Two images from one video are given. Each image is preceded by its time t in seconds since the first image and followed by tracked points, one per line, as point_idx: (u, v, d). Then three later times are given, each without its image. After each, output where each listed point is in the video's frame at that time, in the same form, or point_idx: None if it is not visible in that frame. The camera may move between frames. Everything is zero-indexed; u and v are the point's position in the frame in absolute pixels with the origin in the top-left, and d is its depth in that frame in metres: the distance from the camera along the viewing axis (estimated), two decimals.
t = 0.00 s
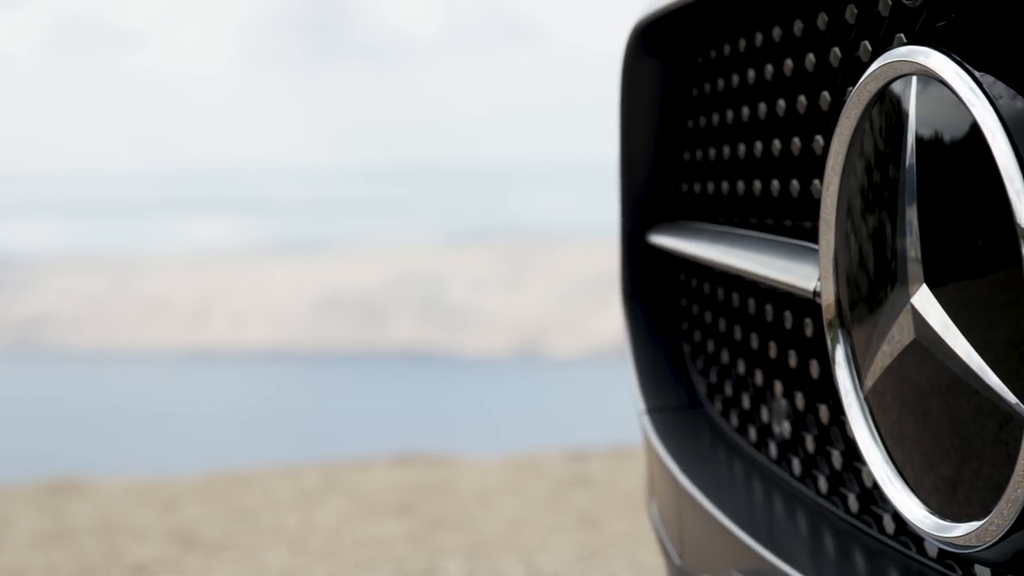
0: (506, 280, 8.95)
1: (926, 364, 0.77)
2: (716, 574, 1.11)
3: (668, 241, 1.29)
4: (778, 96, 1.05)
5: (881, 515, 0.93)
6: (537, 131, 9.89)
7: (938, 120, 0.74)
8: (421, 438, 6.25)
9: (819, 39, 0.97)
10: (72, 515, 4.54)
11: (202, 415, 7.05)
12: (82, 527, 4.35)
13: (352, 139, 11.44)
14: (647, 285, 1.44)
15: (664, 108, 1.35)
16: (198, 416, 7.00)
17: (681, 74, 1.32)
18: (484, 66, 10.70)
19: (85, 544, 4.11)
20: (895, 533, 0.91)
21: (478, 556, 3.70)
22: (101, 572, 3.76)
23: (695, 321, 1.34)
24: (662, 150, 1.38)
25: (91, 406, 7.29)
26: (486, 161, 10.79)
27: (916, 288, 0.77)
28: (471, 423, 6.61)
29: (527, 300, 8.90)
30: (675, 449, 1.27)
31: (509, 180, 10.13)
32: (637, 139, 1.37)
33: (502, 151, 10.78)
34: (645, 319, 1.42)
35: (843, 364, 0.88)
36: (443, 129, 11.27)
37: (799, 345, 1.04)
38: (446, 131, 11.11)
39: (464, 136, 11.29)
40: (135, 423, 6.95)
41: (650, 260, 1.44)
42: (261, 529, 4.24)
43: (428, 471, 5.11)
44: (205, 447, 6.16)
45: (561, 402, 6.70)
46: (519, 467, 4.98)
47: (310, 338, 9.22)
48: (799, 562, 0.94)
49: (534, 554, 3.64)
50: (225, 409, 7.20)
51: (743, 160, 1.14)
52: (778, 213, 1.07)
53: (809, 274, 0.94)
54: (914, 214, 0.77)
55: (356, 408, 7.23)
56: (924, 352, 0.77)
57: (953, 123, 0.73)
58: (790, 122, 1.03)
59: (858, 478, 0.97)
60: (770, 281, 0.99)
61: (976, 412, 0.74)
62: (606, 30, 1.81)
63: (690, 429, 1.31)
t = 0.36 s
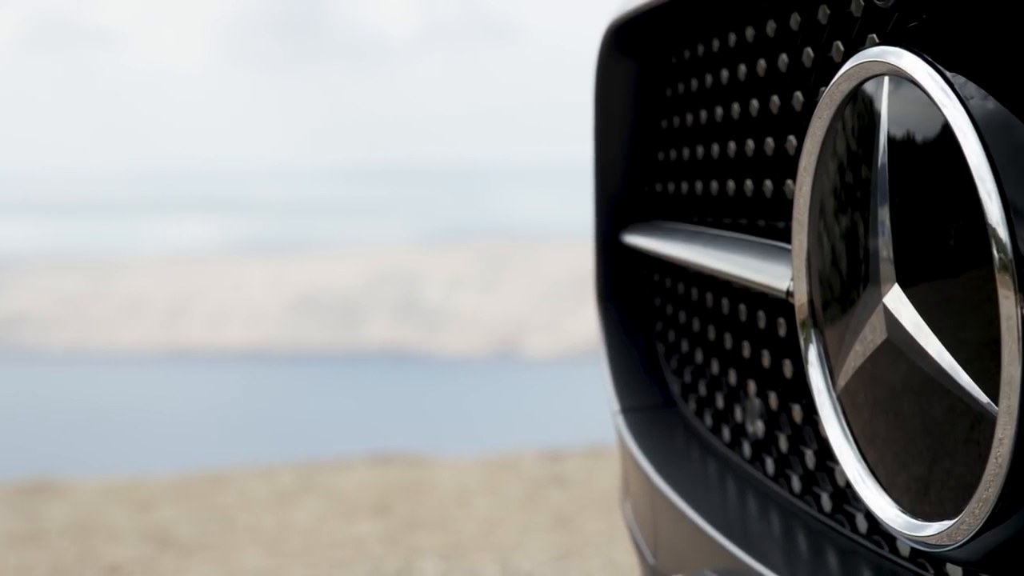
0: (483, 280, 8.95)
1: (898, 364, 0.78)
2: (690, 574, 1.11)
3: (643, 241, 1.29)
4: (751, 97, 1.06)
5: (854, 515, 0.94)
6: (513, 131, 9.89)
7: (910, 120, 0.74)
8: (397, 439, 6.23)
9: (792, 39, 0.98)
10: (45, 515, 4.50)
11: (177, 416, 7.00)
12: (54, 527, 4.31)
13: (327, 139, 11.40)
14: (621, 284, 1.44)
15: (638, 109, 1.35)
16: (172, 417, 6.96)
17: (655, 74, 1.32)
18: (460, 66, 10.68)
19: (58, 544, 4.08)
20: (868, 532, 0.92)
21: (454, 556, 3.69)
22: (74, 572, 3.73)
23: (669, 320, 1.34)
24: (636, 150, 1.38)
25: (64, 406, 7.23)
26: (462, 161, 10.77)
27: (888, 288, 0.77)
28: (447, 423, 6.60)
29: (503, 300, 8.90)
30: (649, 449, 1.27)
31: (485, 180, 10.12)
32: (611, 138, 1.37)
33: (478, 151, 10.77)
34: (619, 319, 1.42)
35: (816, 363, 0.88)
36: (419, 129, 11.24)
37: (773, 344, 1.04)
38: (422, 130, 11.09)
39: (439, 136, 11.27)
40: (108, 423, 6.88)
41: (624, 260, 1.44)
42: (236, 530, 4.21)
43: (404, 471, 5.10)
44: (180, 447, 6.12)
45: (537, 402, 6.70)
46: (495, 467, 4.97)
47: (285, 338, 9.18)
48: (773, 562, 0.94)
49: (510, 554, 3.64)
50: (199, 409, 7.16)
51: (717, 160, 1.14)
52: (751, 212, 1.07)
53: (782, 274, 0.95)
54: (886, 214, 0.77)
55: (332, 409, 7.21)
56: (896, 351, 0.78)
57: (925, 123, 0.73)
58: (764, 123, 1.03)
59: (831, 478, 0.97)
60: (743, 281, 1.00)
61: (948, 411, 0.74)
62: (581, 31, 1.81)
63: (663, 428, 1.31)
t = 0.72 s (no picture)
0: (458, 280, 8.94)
1: (870, 364, 0.78)
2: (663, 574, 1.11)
3: (616, 241, 1.29)
4: (723, 97, 1.06)
5: (826, 514, 0.94)
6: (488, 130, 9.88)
7: (881, 120, 0.74)
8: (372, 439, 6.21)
9: (763, 40, 0.98)
10: (15, 516, 4.45)
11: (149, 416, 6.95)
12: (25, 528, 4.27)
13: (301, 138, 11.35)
14: (595, 284, 1.44)
15: (611, 109, 1.35)
16: (144, 417, 6.91)
17: (628, 74, 1.32)
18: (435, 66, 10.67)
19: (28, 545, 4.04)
20: (840, 531, 0.92)
21: (429, 556, 3.68)
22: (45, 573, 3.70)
23: (642, 320, 1.34)
24: (610, 150, 1.38)
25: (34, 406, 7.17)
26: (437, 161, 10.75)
27: (859, 288, 0.77)
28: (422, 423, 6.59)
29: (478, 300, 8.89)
30: (622, 449, 1.27)
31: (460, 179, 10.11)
32: (585, 138, 1.37)
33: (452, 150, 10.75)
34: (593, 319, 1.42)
35: (787, 363, 0.88)
36: (394, 128, 11.21)
37: (745, 344, 1.04)
38: (396, 130, 11.06)
39: (414, 135, 11.24)
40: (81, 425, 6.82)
41: (598, 259, 1.44)
42: (210, 530, 4.18)
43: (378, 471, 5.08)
44: (152, 448, 6.08)
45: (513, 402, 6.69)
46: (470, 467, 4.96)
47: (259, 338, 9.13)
48: (745, 562, 0.94)
49: (484, 554, 3.63)
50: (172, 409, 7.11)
51: (690, 160, 1.14)
52: (723, 213, 1.07)
53: (754, 274, 0.95)
54: (857, 214, 0.77)
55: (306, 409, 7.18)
56: (868, 351, 0.78)
57: (896, 124, 0.73)
58: (736, 123, 1.03)
59: (803, 477, 0.97)
60: (715, 281, 1.00)
61: (919, 411, 0.74)
62: (555, 30, 1.81)
63: (637, 428, 1.31)
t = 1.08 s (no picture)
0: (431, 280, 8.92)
1: (840, 363, 0.78)
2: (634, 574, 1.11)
3: (587, 241, 1.29)
4: (694, 97, 1.06)
5: (797, 513, 0.94)
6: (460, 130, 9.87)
7: (851, 120, 0.75)
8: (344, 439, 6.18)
9: (734, 40, 0.98)
10: None
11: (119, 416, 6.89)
12: None
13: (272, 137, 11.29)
14: (566, 284, 1.44)
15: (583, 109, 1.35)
16: (114, 417, 6.85)
17: (599, 74, 1.32)
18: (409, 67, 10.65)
19: None
20: (811, 530, 0.92)
21: (402, 556, 3.66)
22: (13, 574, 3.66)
23: (614, 320, 1.34)
24: (582, 150, 1.37)
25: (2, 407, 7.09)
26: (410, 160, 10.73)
27: (829, 288, 0.78)
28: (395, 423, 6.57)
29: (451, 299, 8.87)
30: (593, 449, 1.27)
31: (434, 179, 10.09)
32: (557, 138, 1.37)
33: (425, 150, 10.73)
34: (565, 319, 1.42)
35: (758, 363, 0.88)
36: (366, 128, 11.18)
37: (717, 344, 1.04)
38: (368, 129, 11.02)
39: (386, 135, 11.20)
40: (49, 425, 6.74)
41: (570, 259, 1.44)
42: (182, 530, 4.15)
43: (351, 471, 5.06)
44: (122, 448, 6.02)
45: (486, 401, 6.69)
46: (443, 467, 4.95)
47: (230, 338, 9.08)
48: (716, 561, 0.94)
49: (457, 554, 3.63)
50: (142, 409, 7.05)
51: (661, 160, 1.14)
52: (694, 213, 1.07)
53: (725, 274, 0.95)
54: (827, 214, 0.77)
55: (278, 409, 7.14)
56: (838, 351, 0.78)
57: (866, 124, 0.73)
58: (707, 123, 1.03)
59: (774, 476, 0.98)
60: (687, 281, 1.00)
61: (888, 410, 0.74)
62: (528, 29, 1.81)
63: (609, 428, 1.31)
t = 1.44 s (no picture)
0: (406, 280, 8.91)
1: (811, 363, 0.78)
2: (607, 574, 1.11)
3: (560, 241, 1.29)
4: (667, 97, 1.06)
5: (769, 513, 0.95)
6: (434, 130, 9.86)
7: (822, 121, 0.75)
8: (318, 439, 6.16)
9: (706, 40, 0.98)
10: None
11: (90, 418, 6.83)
12: None
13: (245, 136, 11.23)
14: (539, 284, 1.43)
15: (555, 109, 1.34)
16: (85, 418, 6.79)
17: (572, 74, 1.31)
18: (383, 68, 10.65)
19: None
20: (783, 530, 0.92)
21: (377, 557, 3.65)
22: None
23: (587, 320, 1.34)
24: (555, 150, 1.37)
25: None
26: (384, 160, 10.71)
27: (801, 288, 0.78)
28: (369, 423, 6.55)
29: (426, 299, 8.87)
30: (567, 449, 1.27)
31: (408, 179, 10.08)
32: (530, 138, 1.36)
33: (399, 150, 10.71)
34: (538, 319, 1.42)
35: (730, 363, 0.89)
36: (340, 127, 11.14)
37: (689, 344, 1.04)
38: (342, 129, 10.98)
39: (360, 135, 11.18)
40: (21, 425, 6.68)
41: (543, 259, 1.44)
42: (155, 531, 4.12)
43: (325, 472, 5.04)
44: (93, 449, 5.97)
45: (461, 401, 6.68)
46: (418, 468, 4.94)
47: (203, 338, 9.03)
48: (689, 561, 0.94)
49: (432, 554, 3.62)
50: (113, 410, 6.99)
51: (634, 161, 1.14)
52: (667, 213, 1.07)
53: (697, 274, 0.95)
54: (799, 214, 0.77)
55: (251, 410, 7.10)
56: (809, 351, 0.78)
57: (837, 124, 0.73)
58: (679, 123, 1.03)
59: (746, 476, 0.98)
60: (660, 281, 1.00)
61: (859, 410, 0.75)
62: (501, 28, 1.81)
63: (582, 428, 1.31)
